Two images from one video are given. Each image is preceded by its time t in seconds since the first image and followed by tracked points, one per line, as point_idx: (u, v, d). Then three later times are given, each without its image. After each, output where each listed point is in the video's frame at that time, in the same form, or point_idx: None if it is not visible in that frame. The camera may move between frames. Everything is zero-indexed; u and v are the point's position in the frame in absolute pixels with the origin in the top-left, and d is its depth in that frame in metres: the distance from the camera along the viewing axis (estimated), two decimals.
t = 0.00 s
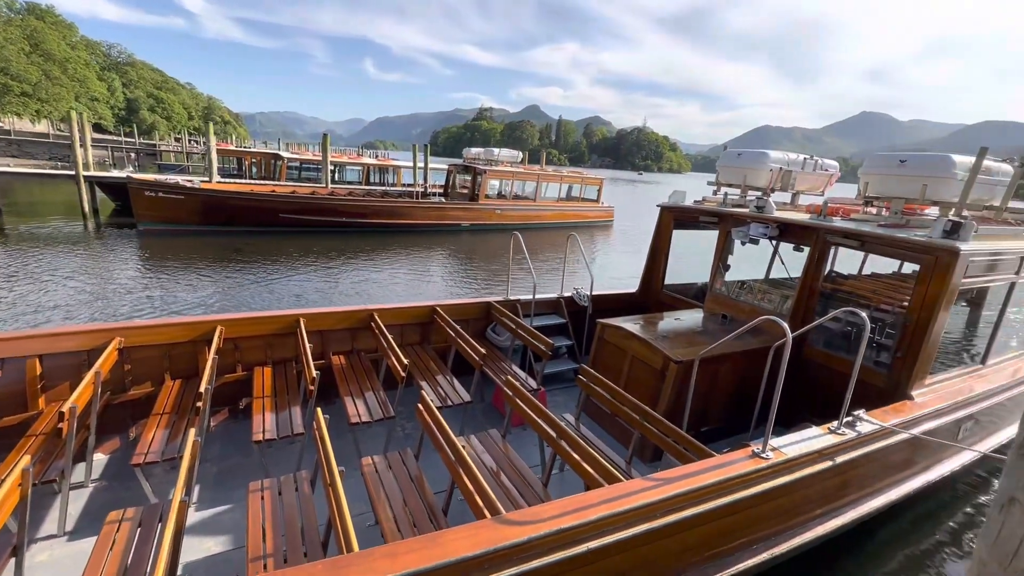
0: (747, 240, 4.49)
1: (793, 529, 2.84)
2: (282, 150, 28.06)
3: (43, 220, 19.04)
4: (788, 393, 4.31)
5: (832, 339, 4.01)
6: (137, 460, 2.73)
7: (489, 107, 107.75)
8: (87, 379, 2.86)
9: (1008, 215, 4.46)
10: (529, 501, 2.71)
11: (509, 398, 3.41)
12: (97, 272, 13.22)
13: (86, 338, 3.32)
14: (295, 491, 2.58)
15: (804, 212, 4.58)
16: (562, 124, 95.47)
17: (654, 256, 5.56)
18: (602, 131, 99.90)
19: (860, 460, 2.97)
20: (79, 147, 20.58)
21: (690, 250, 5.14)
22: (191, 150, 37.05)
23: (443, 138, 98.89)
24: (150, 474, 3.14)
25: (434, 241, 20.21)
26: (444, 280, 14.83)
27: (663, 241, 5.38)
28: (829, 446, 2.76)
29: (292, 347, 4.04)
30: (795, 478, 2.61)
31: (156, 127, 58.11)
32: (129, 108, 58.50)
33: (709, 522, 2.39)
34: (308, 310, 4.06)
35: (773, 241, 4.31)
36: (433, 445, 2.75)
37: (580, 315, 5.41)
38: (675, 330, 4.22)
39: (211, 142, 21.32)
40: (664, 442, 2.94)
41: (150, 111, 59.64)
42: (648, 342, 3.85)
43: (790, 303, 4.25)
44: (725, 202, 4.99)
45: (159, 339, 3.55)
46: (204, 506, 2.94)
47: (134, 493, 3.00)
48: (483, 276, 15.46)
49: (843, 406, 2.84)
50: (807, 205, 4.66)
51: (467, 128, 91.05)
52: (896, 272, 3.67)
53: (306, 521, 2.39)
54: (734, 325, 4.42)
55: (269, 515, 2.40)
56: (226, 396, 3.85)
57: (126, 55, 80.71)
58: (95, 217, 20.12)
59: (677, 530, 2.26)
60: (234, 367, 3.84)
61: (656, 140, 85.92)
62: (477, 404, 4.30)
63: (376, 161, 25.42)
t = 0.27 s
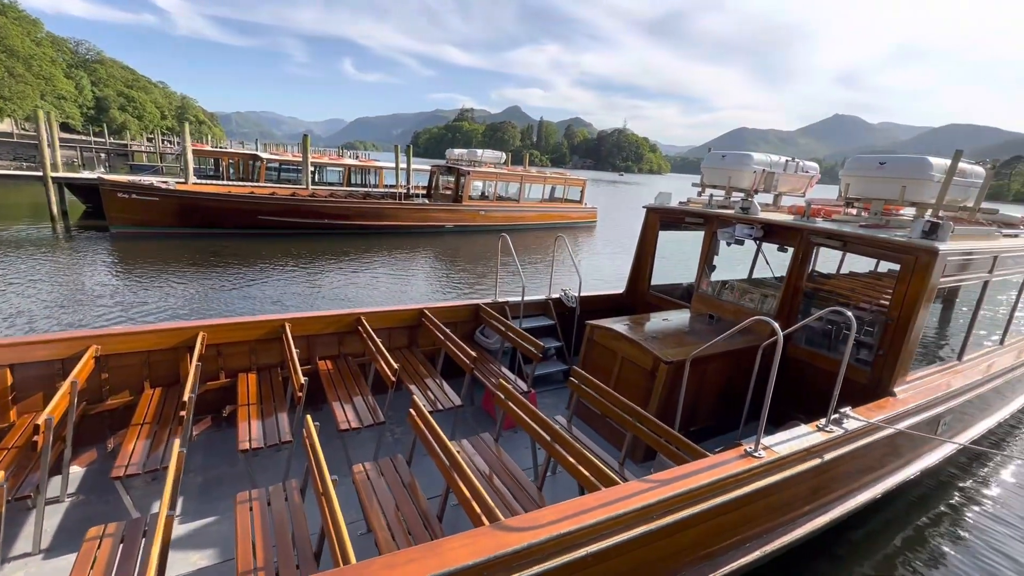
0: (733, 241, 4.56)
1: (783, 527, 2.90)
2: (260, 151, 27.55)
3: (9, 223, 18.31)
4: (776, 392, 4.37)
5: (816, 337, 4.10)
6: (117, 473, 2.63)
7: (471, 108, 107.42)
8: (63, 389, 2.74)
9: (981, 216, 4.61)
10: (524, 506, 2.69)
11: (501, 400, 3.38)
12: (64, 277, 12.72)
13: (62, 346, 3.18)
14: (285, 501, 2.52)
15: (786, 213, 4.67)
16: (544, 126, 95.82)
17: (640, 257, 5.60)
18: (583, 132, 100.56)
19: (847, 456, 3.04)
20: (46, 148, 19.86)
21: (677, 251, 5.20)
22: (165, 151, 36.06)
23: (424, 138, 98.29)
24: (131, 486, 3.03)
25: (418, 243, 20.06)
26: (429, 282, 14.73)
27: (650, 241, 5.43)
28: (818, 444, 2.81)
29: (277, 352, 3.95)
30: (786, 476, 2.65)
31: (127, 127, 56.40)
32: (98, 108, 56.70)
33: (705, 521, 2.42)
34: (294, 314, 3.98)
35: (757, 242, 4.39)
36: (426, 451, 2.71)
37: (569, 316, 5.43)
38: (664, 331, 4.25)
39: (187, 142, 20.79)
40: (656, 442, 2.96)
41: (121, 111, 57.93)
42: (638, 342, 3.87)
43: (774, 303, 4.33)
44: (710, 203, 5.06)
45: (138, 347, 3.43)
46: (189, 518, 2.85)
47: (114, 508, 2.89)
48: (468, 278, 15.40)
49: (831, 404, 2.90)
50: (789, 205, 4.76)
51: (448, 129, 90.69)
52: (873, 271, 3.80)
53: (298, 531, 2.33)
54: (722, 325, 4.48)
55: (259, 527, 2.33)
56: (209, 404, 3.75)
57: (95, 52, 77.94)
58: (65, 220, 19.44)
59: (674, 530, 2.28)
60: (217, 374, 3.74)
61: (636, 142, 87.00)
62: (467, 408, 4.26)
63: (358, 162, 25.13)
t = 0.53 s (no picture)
0: (721, 243, 4.66)
1: (777, 523, 2.97)
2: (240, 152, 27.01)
3: None
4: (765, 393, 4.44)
5: (802, 337, 4.19)
6: (108, 486, 2.56)
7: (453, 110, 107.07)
8: (50, 400, 2.66)
9: (958, 218, 4.78)
10: (527, 510, 2.69)
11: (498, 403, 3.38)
12: (33, 284, 12.25)
13: (43, 355, 3.06)
14: (284, 510, 2.48)
15: (772, 216, 4.78)
16: (526, 127, 96.05)
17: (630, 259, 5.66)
18: (565, 134, 101.10)
19: (837, 452, 3.13)
20: (14, 149, 19.16)
21: (666, 253, 5.27)
22: (140, 152, 35.05)
23: (406, 140, 97.64)
24: (121, 499, 2.96)
25: (402, 245, 19.92)
26: (416, 286, 14.64)
27: (639, 244, 5.50)
28: (810, 441, 2.89)
29: (268, 359, 3.89)
30: (780, 473, 2.72)
31: (97, 127, 54.65)
32: (68, 108, 54.89)
33: (704, 520, 2.47)
34: (285, 320, 3.92)
35: (745, 243, 4.49)
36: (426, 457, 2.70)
37: (560, 319, 5.45)
38: (657, 332, 4.30)
39: (163, 144, 20.30)
40: (653, 441, 3.00)
41: (92, 111, 56.16)
42: (631, 344, 3.92)
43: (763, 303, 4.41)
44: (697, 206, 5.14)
45: (125, 355, 3.35)
46: (182, 529, 2.79)
47: (104, 521, 2.82)
48: (455, 281, 15.35)
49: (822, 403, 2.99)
50: (774, 208, 4.87)
51: (431, 131, 90.28)
52: (853, 271, 3.92)
53: (299, 540, 2.30)
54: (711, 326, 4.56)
55: (259, 537, 2.29)
56: (198, 414, 3.66)
57: (62, 49, 75.35)
58: (35, 223, 18.78)
59: (676, 528, 2.32)
60: (207, 382, 3.66)
61: (617, 144, 88.09)
62: (461, 413, 4.25)
63: (340, 164, 24.85)
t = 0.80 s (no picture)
0: (708, 246, 4.75)
1: (766, 520, 3.06)
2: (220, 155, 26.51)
3: None
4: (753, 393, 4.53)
5: (787, 338, 4.30)
6: (99, 498, 2.50)
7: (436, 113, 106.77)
8: (36, 413, 2.59)
9: (932, 220, 4.96)
10: (526, 512, 2.72)
11: (492, 407, 3.39)
12: (3, 293, 11.83)
13: (26, 366, 2.98)
14: (281, 519, 2.47)
15: (756, 219, 4.90)
16: (510, 130, 96.26)
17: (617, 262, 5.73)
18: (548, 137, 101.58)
19: (823, 450, 3.23)
20: None
21: (653, 255, 5.36)
22: (114, 155, 34.11)
23: (389, 143, 96.99)
24: (110, 512, 2.90)
25: (388, 249, 19.79)
26: (402, 290, 14.56)
27: (627, 247, 5.58)
28: (798, 438, 2.97)
29: (259, 365, 3.85)
30: (770, 471, 2.80)
31: (68, 129, 52.92)
32: (37, 109, 53.15)
33: (698, 517, 2.52)
34: (276, 326, 3.88)
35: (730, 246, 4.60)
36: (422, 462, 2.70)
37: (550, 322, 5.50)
38: (646, 334, 4.37)
39: (140, 146, 19.83)
40: (647, 442, 3.04)
41: (63, 112, 54.57)
42: (623, 346, 3.97)
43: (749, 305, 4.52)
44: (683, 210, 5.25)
45: (112, 365, 3.28)
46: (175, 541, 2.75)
47: (93, 535, 2.76)
48: (441, 285, 15.31)
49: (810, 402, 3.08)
50: (758, 211, 4.99)
51: (414, 134, 89.90)
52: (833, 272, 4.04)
53: (297, 549, 2.29)
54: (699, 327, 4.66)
55: (257, 547, 2.27)
56: (187, 423, 3.60)
57: (30, 48, 72.86)
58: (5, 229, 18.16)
59: (672, 527, 2.37)
60: (197, 390, 3.61)
61: (599, 147, 89.12)
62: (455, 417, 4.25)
63: (324, 167, 24.59)
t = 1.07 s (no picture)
0: (694, 249, 4.83)
1: (754, 518, 3.11)
2: (202, 160, 26.11)
3: None
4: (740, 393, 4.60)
5: (771, 338, 4.38)
6: (85, 510, 2.45)
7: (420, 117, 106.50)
8: (17, 425, 2.52)
9: (909, 222, 5.11)
10: (519, 515, 2.73)
11: (484, 410, 3.41)
12: None
13: (6, 377, 2.90)
14: (274, 527, 2.45)
15: (740, 222, 5.00)
16: (495, 135, 96.46)
17: (606, 265, 5.78)
18: (534, 141, 102.00)
19: (808, 446, 3.31)
20: None
21: (641, 258, 5.43)
22: (92, 159, 33.35)
23: (374, 147, 96.53)
24: (97, 524, 2.84)
25: (374, 254, 19.68)
26: (389, 296, 14.50)
27: (614, 250, 5.64)
28: (783, 436, 3.04)
29: (247, 373, 3.80)
30: (758, 469, 2.86)
31: (42, 133, 51.56)
32: (10, 112, 51.72)
33: (687, 517, 2.56)
34: (264, 333, 3.84)
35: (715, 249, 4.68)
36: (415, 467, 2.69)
37: (539, 325, 5.54)
38: (635, 336, 4.41)
39: (120, 151, 19.44)
40: (637, 442, 3.08)
41: (36, 114, 53.27)
42: (611, 348, 4.03)
43: (734, 307, 4.60)
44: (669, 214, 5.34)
45: (95, 374, 3.22)
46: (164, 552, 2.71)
47: (78, 548, 2.70)
48: (429, 290, 15.28)
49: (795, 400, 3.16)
50: (742, 215, 5.09)
51: (399, 138, 89.63)
52: (814, 272, 4.14)
53: (290, 557, 2.27)
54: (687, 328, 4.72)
55: (249, 557, 2.25)
56: (175, 432, 3.55)
57: (1, 50, 70.93)
58: None
59: (663, 526, 2.41)
60: (184, 399, 3.56)
61: (584, 151, 89.86)
62: (446, 422, 4.25)
63: (308, 172, 24.38)
